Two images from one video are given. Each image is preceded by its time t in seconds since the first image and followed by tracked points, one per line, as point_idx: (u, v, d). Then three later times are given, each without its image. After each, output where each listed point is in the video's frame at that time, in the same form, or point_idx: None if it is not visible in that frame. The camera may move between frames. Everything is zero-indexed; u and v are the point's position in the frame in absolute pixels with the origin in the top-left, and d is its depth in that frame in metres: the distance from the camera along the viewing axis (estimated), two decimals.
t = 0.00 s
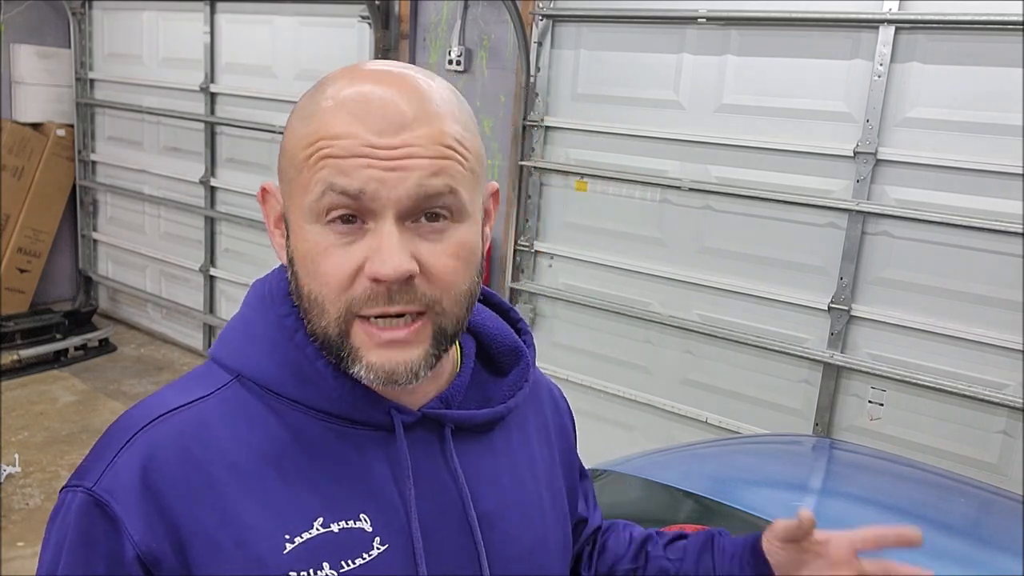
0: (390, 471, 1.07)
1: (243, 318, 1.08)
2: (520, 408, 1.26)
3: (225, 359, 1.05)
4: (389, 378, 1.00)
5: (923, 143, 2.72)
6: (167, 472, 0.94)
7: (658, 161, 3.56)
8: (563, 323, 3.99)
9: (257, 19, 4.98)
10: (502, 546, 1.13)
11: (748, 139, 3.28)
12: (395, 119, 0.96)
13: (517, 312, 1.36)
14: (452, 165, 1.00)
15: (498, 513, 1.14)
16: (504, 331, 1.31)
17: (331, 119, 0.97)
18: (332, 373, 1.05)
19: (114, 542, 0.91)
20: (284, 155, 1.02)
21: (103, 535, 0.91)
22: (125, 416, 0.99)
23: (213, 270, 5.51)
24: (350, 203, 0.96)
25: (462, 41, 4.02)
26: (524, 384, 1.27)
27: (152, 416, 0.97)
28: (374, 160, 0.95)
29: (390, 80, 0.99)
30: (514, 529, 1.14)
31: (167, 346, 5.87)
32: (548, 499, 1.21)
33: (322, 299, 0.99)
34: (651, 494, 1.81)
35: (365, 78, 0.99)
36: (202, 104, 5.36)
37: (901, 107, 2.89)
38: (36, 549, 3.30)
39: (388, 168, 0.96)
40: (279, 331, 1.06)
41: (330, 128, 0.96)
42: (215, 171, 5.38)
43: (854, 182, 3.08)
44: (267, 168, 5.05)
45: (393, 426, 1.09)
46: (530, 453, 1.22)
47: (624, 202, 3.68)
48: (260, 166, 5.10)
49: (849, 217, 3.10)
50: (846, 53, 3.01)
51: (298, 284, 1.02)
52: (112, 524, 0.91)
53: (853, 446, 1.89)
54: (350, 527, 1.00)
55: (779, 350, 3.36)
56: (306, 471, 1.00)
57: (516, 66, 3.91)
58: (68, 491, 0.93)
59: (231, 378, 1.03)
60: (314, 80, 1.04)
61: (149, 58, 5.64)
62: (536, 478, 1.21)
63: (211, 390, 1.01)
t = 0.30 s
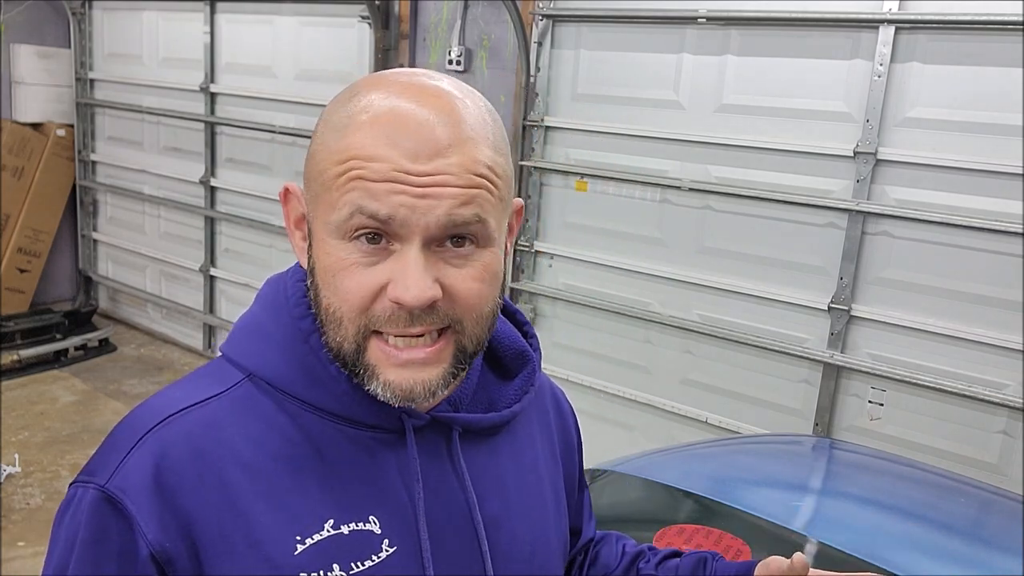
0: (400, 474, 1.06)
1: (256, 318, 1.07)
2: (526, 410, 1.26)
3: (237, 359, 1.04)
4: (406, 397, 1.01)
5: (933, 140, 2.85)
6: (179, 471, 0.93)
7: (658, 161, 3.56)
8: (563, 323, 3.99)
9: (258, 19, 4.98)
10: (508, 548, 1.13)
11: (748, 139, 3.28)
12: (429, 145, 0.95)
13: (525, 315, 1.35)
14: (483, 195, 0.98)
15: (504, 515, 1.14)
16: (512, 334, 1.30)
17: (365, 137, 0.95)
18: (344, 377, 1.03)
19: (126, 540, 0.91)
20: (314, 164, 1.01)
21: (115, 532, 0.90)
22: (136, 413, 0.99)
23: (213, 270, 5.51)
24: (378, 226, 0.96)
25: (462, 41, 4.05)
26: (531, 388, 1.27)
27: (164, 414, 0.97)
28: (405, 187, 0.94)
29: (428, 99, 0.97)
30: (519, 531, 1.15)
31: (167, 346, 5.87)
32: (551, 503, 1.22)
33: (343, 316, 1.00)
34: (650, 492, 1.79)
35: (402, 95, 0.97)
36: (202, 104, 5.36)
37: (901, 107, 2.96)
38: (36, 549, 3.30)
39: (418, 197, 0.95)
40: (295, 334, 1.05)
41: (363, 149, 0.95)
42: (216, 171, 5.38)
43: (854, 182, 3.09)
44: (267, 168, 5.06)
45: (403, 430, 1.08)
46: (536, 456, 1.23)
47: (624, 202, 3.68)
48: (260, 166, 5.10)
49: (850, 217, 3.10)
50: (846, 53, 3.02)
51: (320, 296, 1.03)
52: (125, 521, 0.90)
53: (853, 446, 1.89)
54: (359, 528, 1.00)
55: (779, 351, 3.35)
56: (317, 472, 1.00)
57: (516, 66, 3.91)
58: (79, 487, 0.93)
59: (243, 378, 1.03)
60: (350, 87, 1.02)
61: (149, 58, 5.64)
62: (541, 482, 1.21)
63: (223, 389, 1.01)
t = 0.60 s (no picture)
0: (406, 476, 1.06)
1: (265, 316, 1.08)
2: (531, 412, 1.26)
3: (246, 357, 1.04)
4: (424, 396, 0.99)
5: (934, 139, 2.89)
6: (188, 469, 0.93)
7: (658, 161, 3.56)
8: (563, 323, 3.99)
9: (257, 19, 4.98)
10: (511, 549, 1.13)
11: (748, 139, 3.28)
12: (457, 153, 0.94)
13: (532, 318, 1.36)
14: (507, 204, 0.98)
15: (507, 517, 1.14)
16: (520, 337, 1.31)
17: (393, 146, 0.94)
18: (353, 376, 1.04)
19: (133, 537, 0.90)
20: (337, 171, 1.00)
21: (122, 529, 0.89)
22: (142, 409, 0.98)
23: (213, 270, 5.51)
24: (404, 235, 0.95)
25: (462, 41, 4.04)
26: (537, 391, 1.27)
27: (171, 411, 0.96)
28: (432, 197, 0.94)
29: (456, 107, 0.96)
30: (521, 533, 1.15)
31: (167, 346, 5.87)
32: (554, 505, 1.22)
33: (364, 322, 0.99)
34: (651, 492, 1.77)
35: (430, 103, 0.96)
36: (202, 104, 5.36)
37: (900, 107, 2.97)
38: (35, 549, 3.30)
39: (445, 206, 0.94)
40: (303, 332, 1.05)
41: (390, 157, 0.94)
42: (216, 171, 5.38)
43: (854, 182, 3.09)
44: (266, 168, 5.06)
45: (410, 431, 1.08)
46: (540, 458, 1.23)
47: (624, 202, 3.68)
48: (259, 166, 5.10)
49: (850, 217, 3.11)
50: (846, 53, 3.02)
51: (338, 301, 1.02)
52: (132, 518, 0.90)
53: (853, 446, 1.89)
54: (365, 529, 1.00)
55: (778, 350, 3.35)
56: (324, 471, 1.00)
57: (516, 66, 3.92)
58: (85, 482, 0.92)
59: (251, 376, 1.03)
60: (371, 91, 1.01)
61: (149, 58, 5.64)
62: (544, 484, 1.21)
63: (231, 387, 1.01)
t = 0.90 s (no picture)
0: (407, 478, 1.07)
1: (259, 320, 1.08)
2: (524, 411, 1.27)
3: (242, 362, 1.05)
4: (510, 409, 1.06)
5: (934, 139, 2.88)
6: (188, 480, 0.94)
7: (658, 161, 3.56)
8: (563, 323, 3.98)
9: (257, 19, 4.98)
10: (513, 548, 1.15)
11: (748, 139, 3.28)
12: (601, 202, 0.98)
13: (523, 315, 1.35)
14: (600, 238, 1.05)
15: (507, 517, 1.15)
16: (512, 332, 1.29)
17: (564, 196, 0.93)
18: (353, 379, 1.04)
19: (134, 551, 0.90)
20: (479, 212, 0.93)
21: (123, 545, 0.90)
22: (134, 420, 0.98)
23: (213, 270, 5.51)
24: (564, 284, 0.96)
25: (462, 41, 4.04)
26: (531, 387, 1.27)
27: (167, 422, 0.96)
28: (594, 248, 0.96)
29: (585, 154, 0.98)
30: (521, 533, 1.16)
31: (167, 346, 5.88)
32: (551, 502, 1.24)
33: (502, 364, 0.99)
34: (650, 492, 1.77)
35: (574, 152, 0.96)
36: (202, 104, 5.36)
37: (900, 107, 2.97)
38: (35, 549, 3.30)
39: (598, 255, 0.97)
40: (301, 334, 1.05)
41: (570, 214, 0.93)
42: (216, 171, 5.38)
43: (854, 182, 3.09)
44: (267, 168, 5.06)
45: (409, 433, 1.08)
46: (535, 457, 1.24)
47: (624, 202, 3.68)
48: (260, 166, 5.10)
49: (850, 217, 3.11)
50: (846, 53, 3.02)
51: (467, 345, 0.97)
52: (133, 533, 0.90)
53: (853, 446, 1.90)
54: (370, 533, 1.00)
55: (779, 350, 3.35)
56: (327, 475, 1.00)
57: (516, 66, 3.92)
58: (81, 498, 0.92)
59: (248, 380, 1.04)
60: (499, 128, 0.95)
61: (149, 58, 5.64)
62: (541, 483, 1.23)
63: (228, 393, 1.01)
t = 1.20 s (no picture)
0: (407, 484, 1.08)
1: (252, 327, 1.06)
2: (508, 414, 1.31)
3: (236, 371, 1.03)
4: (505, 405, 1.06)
5: (934, 139, 2.89)
6: (191, 497, 0.92)
7: (658, 161, 3.56)
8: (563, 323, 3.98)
9: (257, 19, 4.98)
10: (511, 550, 1.18)
11: (748, 139, 3.28)
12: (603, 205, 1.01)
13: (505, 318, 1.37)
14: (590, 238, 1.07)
15: (502, 519, 1.18)
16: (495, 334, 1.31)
17: (574, 197, 0.95)
18: (354, 386, 1.04)
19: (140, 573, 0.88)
20: (495, 212, 0.93)
21: (128, 568, 0.87)
22: (125, 436, 0.95)
23: (213, 270, 5.51)
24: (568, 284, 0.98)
25: (462, 41, 4.04)
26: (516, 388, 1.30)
27: (164, 436, 0.94)
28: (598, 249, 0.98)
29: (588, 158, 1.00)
30: (516, 533, 1.19)
31: (167, 346, 5.87)
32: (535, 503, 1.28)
33: (504, 362, 1.00)
34: (649, 492, 1.76)
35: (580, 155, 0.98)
36: (202, 104, 5.36)
37: (900, 107, 2.97)
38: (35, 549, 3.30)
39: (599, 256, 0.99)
40: (298, 342, 1.05)
41: (580, 214, 0.95)
42: (215, 171, 5.38)
43: (854, 182, 3.09)
44: (266, 168, 5.05)
45: (408, 439, 1.10)
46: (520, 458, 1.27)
47: (624, 202, 3.67)
48: (260, 166, 5.10)
49: (850, 217, 3.11)
50: (847, 53, 3.02)
51: (474, 343, 0.98)
52: (138, 554, 0.87)
53: (853, 446, 1.90)
54: (377, 543, 1.01)
55: (779, 350, 3.34)
56: (330, 485, 1.00)
57: (516, 66, 3.92)
58: (79, 522, 0.89)
59: (242, 390, 1.02)
60: (512, 131, 0.96)
61: (149, 58, 5.64)
62: (527, 485, 1.27)
63: (224, 403, 0.99)
